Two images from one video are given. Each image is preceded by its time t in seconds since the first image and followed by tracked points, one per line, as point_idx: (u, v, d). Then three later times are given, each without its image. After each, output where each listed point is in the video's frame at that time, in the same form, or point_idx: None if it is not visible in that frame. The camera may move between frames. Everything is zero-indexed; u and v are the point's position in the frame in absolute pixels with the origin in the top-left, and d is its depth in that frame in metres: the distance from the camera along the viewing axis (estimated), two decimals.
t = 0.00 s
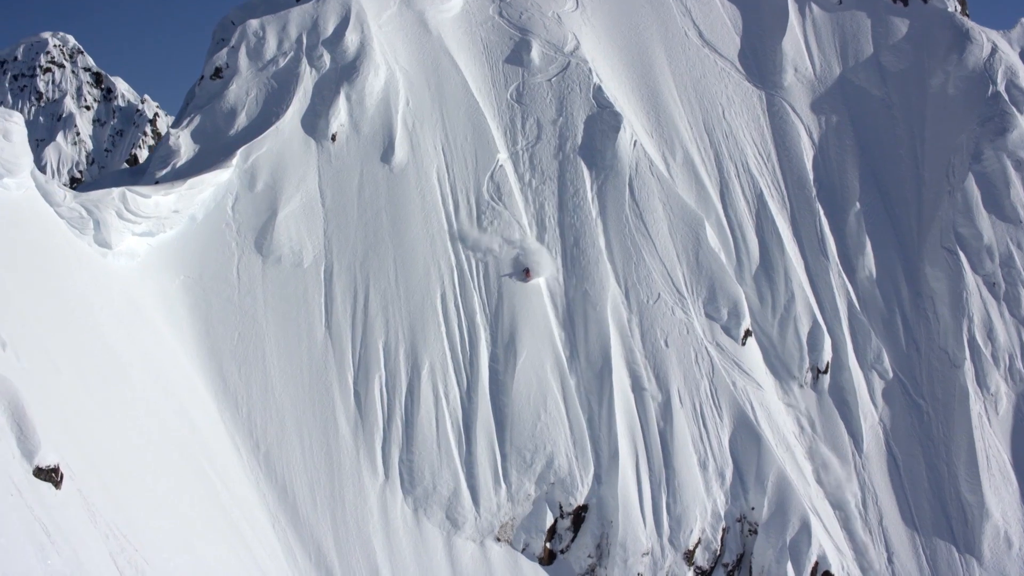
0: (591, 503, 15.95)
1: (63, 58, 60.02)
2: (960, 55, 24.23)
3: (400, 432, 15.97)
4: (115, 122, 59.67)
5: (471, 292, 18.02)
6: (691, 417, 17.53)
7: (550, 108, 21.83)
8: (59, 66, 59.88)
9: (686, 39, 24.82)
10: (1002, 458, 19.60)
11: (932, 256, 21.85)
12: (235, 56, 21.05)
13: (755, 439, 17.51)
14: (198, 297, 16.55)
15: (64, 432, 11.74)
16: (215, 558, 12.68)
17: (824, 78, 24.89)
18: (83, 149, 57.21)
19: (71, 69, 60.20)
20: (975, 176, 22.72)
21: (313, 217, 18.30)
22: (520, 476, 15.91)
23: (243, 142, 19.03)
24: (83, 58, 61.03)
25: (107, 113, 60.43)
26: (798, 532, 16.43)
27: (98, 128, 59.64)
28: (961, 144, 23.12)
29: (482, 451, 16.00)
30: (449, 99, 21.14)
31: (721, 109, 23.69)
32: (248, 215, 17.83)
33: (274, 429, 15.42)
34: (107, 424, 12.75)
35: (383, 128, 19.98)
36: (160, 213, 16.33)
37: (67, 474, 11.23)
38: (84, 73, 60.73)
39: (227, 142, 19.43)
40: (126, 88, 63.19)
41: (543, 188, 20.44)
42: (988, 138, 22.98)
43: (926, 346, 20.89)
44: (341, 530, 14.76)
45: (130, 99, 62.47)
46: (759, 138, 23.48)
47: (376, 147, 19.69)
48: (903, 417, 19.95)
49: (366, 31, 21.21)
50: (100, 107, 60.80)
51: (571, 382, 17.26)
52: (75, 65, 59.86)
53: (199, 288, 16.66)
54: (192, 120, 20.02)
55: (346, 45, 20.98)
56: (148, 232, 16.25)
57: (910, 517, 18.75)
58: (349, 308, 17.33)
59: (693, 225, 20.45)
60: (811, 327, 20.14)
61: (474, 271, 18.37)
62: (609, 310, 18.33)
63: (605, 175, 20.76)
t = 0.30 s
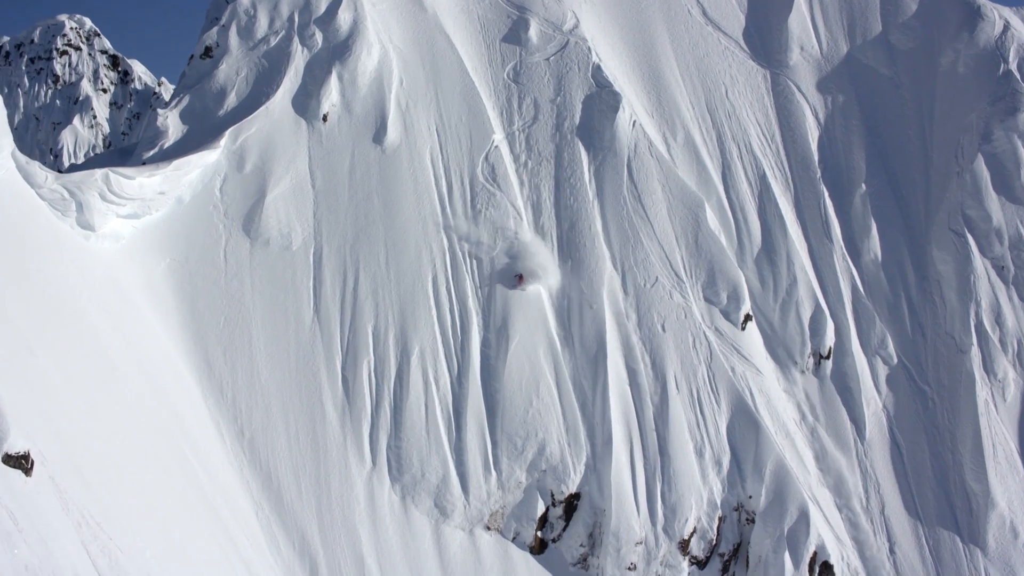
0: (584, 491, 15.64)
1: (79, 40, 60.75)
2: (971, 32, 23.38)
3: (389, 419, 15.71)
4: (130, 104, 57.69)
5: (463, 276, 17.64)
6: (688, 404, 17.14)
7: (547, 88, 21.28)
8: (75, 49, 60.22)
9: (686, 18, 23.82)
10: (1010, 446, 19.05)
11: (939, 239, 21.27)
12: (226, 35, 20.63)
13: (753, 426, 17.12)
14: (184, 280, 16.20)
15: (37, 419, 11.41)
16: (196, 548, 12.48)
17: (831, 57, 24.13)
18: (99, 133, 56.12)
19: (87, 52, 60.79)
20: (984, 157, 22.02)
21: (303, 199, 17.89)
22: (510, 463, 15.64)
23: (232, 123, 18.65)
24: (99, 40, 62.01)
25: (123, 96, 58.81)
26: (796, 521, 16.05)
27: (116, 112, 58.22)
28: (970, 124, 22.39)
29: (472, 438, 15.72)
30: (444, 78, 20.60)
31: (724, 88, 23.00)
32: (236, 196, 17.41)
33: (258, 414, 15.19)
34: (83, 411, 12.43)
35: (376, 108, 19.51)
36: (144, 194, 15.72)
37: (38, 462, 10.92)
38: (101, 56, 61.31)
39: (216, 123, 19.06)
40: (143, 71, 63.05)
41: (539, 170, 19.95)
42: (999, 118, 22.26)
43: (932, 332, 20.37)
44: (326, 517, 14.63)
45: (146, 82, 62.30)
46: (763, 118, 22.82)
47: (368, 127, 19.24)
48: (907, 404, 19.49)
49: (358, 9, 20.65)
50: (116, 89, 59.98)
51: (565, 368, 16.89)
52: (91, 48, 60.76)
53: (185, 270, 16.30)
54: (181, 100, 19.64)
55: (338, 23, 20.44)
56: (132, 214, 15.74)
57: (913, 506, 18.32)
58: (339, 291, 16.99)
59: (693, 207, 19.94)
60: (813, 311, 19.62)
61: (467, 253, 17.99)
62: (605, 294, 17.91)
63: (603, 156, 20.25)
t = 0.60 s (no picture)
0: (579, 474, 15.43)
1: (100, 22, 62.53)
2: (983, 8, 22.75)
3: (381, 401, 15.50)
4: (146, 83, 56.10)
5: (458, 256, 17.32)
6: (688, 387, 16.83)
7: (548, 65, 20.79)
8: (98, 32, 62.19)
9: None
10: (1019, 431, 18.60)
11: (947, 219, 20.74)
12: (220, 12, 20.25)
13: (753, 409, 16.80)
14: (174, 259, 15.95)
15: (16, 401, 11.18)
16: (178, 532, 12.32)
17: (840, 34, 23.37)
18: (117, 116, 53.32)
19: (108, 33, 62.13)
20: (995, 135, 21.46)
21: (296, 177, 17.55)
22: (504, 445, 15.43)
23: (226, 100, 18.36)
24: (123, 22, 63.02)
25: (143, 76, 57.60)
26: (796, 507, 15.75)
27: (133, 92, 55.19)
28: (981, 102, 21.82)
29: (466, 421, 15.52)
30: (442, 55, 20.16)
31: (730, 64, 22.30)
32: (229, 174, 17.11)
33: (248, 395, 15.01)
34: (65, 391, 12.21)
35: (372, 86, 19.09)
36: (135, 173, 15.54)
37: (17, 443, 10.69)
38: (123, 38, 62.23)
39: (210, 102, 18.75)
40: (163, 53, 63.04)
41: (538, 148, 19.52)
42: (1011, 96, 21.69)
43: (939, 314, 19.91)
44: (314, 501, 14.46)
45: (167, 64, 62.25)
46: (769, 95, 22.15)
47: (364, 106, 18.86)
48: (913, 387, 19.08)
49: None
50: (139, 72, 59.03)
51: (561, 350, 16.58)
52: (112, 29, 62.08)
53: (175, 249, 16.05)
54: (174, 78, 19.31)
55: None
56: (124, 193, 15.50)
57: (917, 491, 17.98)
58: (332, 271, 16.72)
59: (695, 186, 19.48)
60: (818, 292, 19.14)
61: (463, 233, 17.66)
62: (604, 274, 17.55)
63: (604, 135, 19.81)
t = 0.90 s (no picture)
0: (577, 452, 15.26)
1: None
2: None
3: (376, 378, 15.31)
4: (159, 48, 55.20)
5: (457, 229, 17.02)
6: (689, 364, 16.55)
7: (551, 37, 20.19)
8: (118, 7, 64.39)
9: None
10: None
11: (959, 192, 20.18)
12: None
13: (756, 387, 16.52)
14: (168, 234, 15.67)
15: None
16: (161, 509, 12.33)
17: (852, 5, 22.47)
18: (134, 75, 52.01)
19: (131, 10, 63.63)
20: (1011, 107, 20.60)
21: (292, 151, 17.26)
22: (501, 423, 15.25)
23: (222, 72, 18.08)
24: None
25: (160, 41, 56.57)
26: (799, 487, 15.46)
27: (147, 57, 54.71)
28: (995, 73, 21.06)
29: (461, 397, 15.34)
30: (443, 27, 19.60)
31: (738, 34, 21.46)
32: (225, 148, 16.81)
33: (240, 371, 14.84)
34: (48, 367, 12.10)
35: (371, 58, 18.62)
36: (129, 146, 15.24)
37: None
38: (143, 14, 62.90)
39: (205, 73, 18.43)
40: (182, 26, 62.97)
41: (540, 122, 19.08)
42: None
43: (949, 289, 19.47)
44: (306, 479, 14.36)
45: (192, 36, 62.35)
46: (778, 67, 21.40)
47: (362, 79, 18.39)
48: (921, 365, 18.68)
49: None
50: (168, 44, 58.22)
51: (561, 325, 16.31)
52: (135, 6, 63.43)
53: (169, 223, 15.77)
54: (171, 51, 19.11)
55: None
56: (118, 167, 15.17)
57: (924, 471, 17.64)
58: (328, 245, 16.44)
59: (700, 159, 18.95)
60: (825, 267, 18.68)
61: (462, 208, 17.34)
62: (605, 250, 17.15)
63: (608, 108, 19.28)
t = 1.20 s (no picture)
0: (575, 426, 15.34)
1: None
2: None
3: (372, 350, 15.17)
4: None
5: (456, 200, 16.43)
6: (692, 337, 16.39)
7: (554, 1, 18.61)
8: None
9: None
10: None
11: (972, 162, 19.52)
12: None
13: (760, 360, 16.40)
14: (163, 204, 15.34)
15: None
16: (152, 488, 12.71)
17: None
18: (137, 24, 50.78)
19: None
20: None
21: (290, 120, 16.48)
22: (498, 396, 15.22)
23: (219, 41, 17.69)
24: None
25: None
26: (802, 462, 15.51)
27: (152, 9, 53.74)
28: (1011, 40, 19.99)
29: (458, 369, 15.27)
30: None
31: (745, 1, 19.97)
32: (222, 118, 16.15)
33: (233, 342, 14.77)
34: (37, 351, 12.26)
35: (371, 25, 17.32)
36: (125, 117, 14.80)
37: None
38: None
39: (203, 44, 18.03)
40: None
41: (542, 92, 17.89)
42: None
43: (961, 261, 18.98)
44: (298, 451, 14.46)
45: None
46: (787, 36, 20.10)
47: (362, 47, 17.22)
48: (931, 338, 18.25)
49: None
50: None
51: (561, 297, 16.02)
52: None
53: (165, 193, 15.41)
54: (170, 18, 18.51)
55: None
56: (115, 138, 14.79)
57: (933, 448, 17.31)
58: (325, 216, 15.99)
59: (706, 129, 18.17)
60: (833, 238, 18.15)
61: (461, 181, 16.61)
62: (608, 223, 16.71)
63: (615, 77, 18.13)
